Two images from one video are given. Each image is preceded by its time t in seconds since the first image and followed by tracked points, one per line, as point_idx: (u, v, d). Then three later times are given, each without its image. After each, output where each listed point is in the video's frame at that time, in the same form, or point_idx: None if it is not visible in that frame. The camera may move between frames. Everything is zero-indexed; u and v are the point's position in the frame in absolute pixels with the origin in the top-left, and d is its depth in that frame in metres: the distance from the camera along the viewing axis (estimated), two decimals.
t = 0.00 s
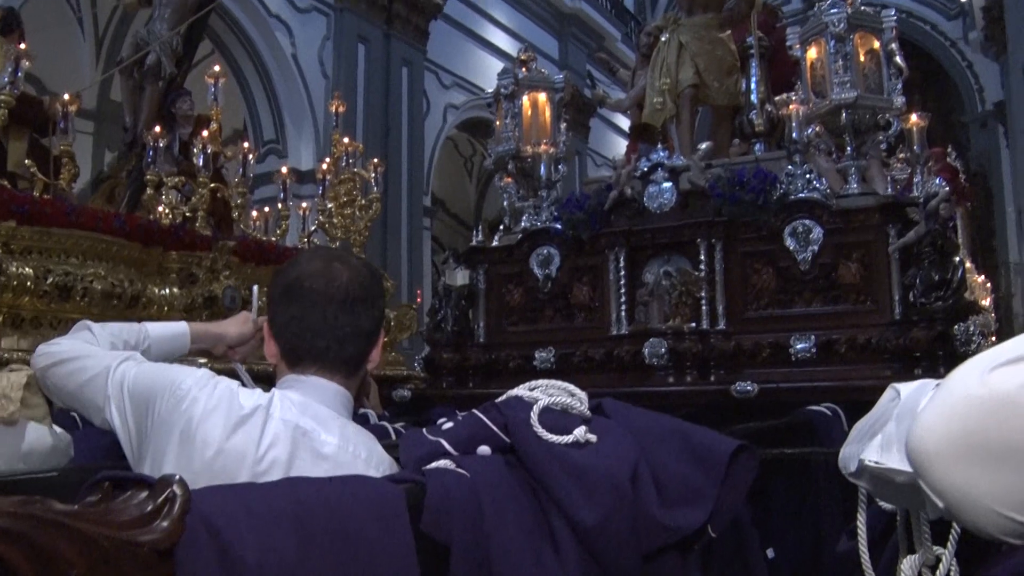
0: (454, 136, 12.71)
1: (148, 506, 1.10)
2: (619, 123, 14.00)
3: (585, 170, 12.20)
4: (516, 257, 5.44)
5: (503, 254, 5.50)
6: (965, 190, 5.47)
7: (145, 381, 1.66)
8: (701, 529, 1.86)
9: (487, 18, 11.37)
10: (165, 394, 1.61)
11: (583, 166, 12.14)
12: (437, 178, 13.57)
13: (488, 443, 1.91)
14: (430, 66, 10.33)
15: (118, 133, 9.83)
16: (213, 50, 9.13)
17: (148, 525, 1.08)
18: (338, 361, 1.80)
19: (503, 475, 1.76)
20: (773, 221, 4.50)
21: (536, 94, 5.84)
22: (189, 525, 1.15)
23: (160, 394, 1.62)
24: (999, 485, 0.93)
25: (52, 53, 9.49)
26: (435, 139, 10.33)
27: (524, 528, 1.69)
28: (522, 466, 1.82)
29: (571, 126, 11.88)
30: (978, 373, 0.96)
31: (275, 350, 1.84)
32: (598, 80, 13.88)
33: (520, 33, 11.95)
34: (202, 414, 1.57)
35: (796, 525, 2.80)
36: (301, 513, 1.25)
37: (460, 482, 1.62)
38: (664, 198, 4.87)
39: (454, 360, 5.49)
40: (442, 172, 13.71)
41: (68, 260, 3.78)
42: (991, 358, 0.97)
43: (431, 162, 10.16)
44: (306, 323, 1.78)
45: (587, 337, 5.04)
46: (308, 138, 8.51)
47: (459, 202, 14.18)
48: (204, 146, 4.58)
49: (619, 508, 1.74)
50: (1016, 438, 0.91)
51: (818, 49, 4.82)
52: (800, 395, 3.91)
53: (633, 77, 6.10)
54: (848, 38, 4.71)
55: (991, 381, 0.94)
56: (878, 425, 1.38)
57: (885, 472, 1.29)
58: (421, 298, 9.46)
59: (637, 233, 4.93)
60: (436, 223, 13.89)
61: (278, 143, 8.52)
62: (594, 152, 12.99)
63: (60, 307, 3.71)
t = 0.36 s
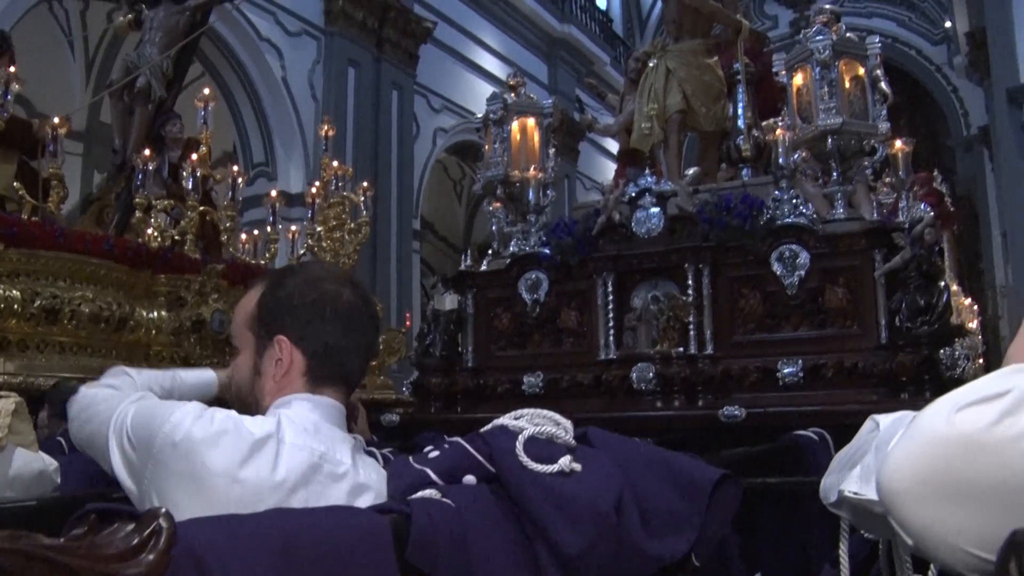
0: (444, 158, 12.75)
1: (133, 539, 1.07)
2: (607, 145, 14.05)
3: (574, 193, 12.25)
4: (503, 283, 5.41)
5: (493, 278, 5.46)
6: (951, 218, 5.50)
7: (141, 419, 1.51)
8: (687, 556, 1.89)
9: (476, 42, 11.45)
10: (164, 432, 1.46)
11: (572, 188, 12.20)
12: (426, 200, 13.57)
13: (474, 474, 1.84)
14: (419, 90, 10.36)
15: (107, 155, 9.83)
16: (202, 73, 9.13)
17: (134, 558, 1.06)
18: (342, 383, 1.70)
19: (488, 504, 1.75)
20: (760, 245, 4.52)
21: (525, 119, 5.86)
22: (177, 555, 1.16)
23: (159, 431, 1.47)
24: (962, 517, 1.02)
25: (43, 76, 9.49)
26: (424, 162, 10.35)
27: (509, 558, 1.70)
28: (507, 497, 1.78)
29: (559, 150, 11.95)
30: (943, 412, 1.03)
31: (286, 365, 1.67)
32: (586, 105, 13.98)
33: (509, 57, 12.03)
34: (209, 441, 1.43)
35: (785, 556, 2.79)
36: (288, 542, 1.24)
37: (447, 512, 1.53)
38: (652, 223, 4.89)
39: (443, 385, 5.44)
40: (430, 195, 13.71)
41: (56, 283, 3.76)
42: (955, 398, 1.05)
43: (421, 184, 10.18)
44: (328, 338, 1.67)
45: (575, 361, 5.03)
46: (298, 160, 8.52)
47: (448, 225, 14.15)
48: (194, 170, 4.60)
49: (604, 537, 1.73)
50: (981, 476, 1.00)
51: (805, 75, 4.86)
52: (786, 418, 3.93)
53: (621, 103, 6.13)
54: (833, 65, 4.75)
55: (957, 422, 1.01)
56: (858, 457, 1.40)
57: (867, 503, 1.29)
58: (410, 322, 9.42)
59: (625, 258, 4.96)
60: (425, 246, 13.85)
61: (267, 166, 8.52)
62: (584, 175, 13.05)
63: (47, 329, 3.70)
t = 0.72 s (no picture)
0: (434, 182, 12.80)
1: None
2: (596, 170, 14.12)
3: (564, 216, 12.31)
4: (492, 307, 5.42)
5: (481, 302, 5.48)
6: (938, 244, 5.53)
7: (143, 463, 1.34)
8: None
9: (466, 66, 11.51)
10: (195, 466, 1.33)
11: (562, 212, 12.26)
12: (416, 223, 13.59)
13: (459, 502, 1.84)
14: (409, 113, 10.40)
15: (96, 177, 9.83)
16: (193, 96, 9.14)
17: None
18: (335, 404, 1.70)
19: (476, 534, 1.71)
20: (747, 271, 4.54)
21: (514, 144, 5.88)
22: None
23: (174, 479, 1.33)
24: (933, 547, 1.08)
25: (34, 98, 9.54)
26: (414, 186, 10.38)
27: None
28: (492, 526, 1.76)
29: (548, 173, 12.01)
30: (913, 449, 1.10)
31: (298, 389, 1.63)
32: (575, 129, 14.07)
33: (499, 81, 12.11)
34: (257, 471, 1.37)
35: None
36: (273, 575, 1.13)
37: (431, 542, 1.51)
38: (640, 248, 4.90)
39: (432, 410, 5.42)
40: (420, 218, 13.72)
41: (44, 306, 3.72)
42: (925, 435, 1.12)
43: (411, 207, 10.22)
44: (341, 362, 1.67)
45: (562, 386, 5.04)
46: (288, 184, 8.53)
47: (438, 248, 14.16)
48: (183, 193, 4.61)
49: (589, 566, 1.73)
50: (954, 512, 1.06)
51: (791, 100, 4.90)
52: (775, 443, 3.91)
53: (609, 127, 6.17)
54: (819, 91, 4.78)
55: (925, 458, 1.08)
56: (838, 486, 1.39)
57: (845, 531, 1.29)
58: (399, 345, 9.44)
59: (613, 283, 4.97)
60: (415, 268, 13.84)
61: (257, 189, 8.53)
62: (573, 198, 13.11)
63: (35, 354, 3.64)
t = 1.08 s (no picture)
0: (425, 201, 12.83)
1: None
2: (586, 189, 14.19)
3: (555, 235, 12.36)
4: (481, 327, 5.43)
5: (470, 323, 5.49)
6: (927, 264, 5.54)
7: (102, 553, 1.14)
8: None
9: (456, 86, 11.55)
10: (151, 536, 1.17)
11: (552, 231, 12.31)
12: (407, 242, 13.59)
13: (446, 525, 1.84)
14: (400, 133, 10.42)
15: (87, 197, 9.83)
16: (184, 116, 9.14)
17: None
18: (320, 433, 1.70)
19: (460, 556, 1.70)
20: (736, 291, 4.57)
21: (503, 165, 5.92)
22: None
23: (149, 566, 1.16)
24: None
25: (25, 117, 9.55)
26: (404, 207, 10.41)
27: None
28: (478, 549, 1.77)
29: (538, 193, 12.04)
30: (885, 475, 0.96)
31: (207, 412, 1.39)
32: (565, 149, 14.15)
33: (490, 101, 12.17)
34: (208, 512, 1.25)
35: None
36: None
37: (416, 564, 1.52)
38: (629, 268, 4.94)
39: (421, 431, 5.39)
40: (411, 236, 13.72)
41: (33, 325, 3.76)
42: (898, 460, 0.97)
43: (401, 227, 10.26)
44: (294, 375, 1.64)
45: (551, 407, 5.04)
46: (279, 204, 8.55)
47: (428, 267, 14.14)
48: (173, 214, 4.63)
49: None
50: (926, 538, 0.90)
51: (778, 122, 4.93)
52: (765, 463, 3.92)
53: (598, 147, 6.20)
54: (806, 112, 4.82)
55: (897, 483, 0.94)
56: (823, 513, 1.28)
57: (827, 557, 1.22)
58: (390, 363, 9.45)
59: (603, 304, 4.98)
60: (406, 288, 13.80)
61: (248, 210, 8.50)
62: (564, 217, 13.16)
63: (23, 374, 3.66)
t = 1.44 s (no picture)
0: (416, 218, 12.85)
1: None
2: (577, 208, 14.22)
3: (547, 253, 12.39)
4: (472, 346, 5.43)
5: (460, 342, 5.49)
6: (916, 283, 5.59)
7: None
8: None
9: (448, 105, 11.59)
10: None
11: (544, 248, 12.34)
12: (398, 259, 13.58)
13: (434, 545, 1.94)
14: (392, 151, 10.45)
15: (78, 213, 9.83)
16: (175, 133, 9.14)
17: None
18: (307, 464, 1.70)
19: None
20: (726, 311, 4.58)
21: (494, 185, 5.95)
22: None
23: None
24: None
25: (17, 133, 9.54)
26: (395, 225, 10.40)
27: None
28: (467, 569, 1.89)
29: (529, 211, 12.08)
30: (860, 503, 0.91)
31: None
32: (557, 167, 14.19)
33: (481, 119, 12.20)
34: None
35: None
36: None
37: None
38: (620, 287, 4.95)
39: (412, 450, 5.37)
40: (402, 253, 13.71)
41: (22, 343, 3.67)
42: (877, 489, 0.93)
43: (393, 244, 10.26)
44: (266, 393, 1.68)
45: (542, 426, 5.04)
46: (270, 221, 8.53)
47: (420, 285, 14.12)
48: (164, 231, 4.67)
49: None
50: (898, 564, 0.85)
51: (768, 142, 4.98)
52: (755, 483, 3.94)
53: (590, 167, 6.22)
54: (796, 132, 4.87)
55: (872, 511, 0.89)
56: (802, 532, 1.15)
57: None
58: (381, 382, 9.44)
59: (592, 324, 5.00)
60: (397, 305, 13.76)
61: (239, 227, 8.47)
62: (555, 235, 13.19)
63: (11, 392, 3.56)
